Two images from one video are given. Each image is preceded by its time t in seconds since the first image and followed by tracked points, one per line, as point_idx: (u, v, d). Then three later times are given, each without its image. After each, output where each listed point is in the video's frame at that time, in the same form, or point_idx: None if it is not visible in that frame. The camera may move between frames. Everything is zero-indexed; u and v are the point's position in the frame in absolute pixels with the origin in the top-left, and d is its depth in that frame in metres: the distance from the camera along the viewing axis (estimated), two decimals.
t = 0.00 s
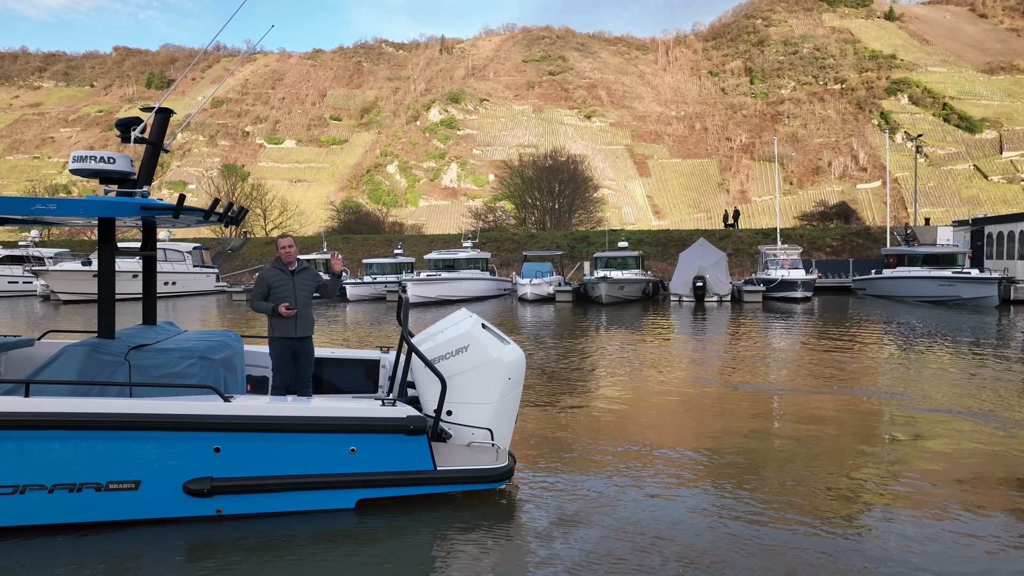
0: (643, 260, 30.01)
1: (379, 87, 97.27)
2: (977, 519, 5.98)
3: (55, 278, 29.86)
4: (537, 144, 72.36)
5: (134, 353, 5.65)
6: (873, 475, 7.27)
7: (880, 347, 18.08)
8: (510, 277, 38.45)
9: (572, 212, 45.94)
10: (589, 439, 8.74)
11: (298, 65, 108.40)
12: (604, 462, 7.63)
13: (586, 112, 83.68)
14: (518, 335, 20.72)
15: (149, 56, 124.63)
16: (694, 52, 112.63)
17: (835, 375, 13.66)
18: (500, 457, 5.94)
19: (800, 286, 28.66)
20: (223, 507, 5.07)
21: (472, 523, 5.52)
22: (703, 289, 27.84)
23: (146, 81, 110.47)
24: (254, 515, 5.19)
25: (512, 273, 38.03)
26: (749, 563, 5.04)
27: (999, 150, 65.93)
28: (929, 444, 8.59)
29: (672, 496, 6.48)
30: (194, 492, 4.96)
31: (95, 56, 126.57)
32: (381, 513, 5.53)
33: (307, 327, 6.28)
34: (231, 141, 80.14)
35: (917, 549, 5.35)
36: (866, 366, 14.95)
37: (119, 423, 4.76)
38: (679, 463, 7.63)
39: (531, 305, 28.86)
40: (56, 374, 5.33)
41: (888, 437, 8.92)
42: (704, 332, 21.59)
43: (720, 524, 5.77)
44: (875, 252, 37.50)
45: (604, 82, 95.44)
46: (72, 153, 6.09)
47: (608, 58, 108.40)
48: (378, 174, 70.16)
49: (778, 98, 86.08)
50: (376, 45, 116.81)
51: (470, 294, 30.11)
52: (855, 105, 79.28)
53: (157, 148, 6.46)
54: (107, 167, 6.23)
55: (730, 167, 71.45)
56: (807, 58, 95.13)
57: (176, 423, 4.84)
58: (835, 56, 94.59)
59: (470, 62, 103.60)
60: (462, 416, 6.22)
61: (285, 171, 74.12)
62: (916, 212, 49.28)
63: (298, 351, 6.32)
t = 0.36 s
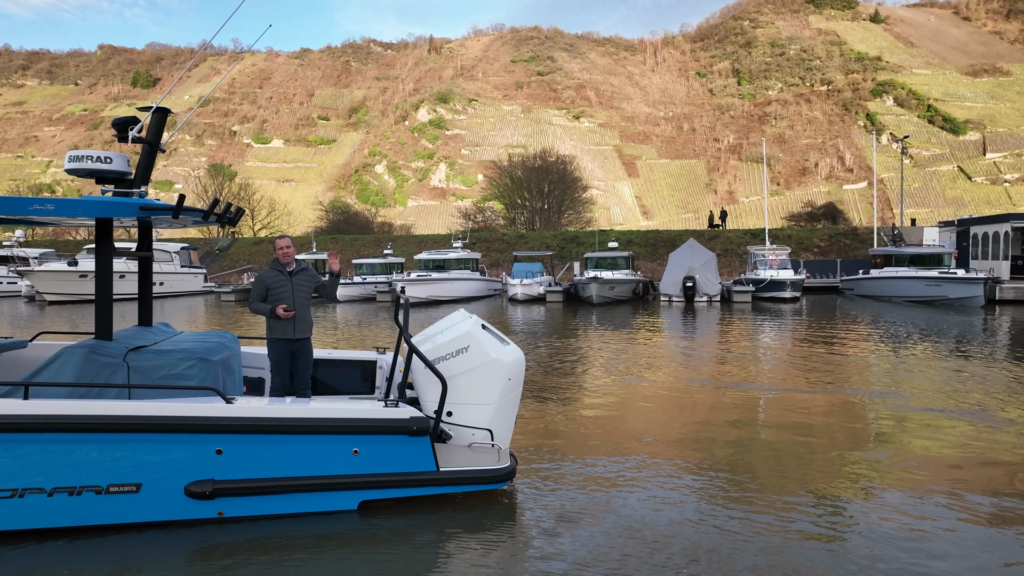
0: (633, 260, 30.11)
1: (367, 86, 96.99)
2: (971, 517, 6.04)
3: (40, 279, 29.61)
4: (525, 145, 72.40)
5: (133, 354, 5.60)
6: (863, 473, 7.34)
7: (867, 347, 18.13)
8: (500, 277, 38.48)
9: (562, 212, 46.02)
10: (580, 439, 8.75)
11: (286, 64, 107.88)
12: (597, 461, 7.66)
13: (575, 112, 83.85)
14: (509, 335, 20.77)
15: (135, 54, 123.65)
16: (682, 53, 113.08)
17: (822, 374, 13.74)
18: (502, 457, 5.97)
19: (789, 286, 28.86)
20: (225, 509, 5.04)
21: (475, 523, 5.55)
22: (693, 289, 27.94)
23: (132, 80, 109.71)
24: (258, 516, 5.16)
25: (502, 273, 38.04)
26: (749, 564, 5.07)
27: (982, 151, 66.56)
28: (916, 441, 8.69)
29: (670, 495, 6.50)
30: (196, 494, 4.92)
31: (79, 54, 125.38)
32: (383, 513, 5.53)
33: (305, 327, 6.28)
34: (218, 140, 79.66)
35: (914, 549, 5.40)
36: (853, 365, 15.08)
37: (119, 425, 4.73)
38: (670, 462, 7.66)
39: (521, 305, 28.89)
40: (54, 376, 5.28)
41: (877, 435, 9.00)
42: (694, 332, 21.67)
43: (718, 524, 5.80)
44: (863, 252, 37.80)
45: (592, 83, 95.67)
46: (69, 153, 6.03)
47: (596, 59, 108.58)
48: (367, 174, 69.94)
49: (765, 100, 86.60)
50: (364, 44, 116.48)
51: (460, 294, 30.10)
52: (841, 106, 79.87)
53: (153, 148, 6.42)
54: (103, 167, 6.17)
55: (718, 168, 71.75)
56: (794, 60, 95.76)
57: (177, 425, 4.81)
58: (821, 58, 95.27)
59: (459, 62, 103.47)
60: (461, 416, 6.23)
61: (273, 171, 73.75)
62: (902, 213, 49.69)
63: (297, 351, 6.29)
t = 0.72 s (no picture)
0: (624, 260, 30.19)
1: (357, 86, 96.71)
2: (966, 516, 6.09)
3: (27, 280, 29.38)
4: (515, 145, 72.43)
5: (133, 355, 5.54)
6: (856, 472, 7.38)
7: (855, 346, 18.18)
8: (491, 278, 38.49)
9: (552, 212, 46.07)
10: (573, 439, 8.74)
11: (274, 64, 107.41)
12: (591, 460, 7.67)
13: (564, 112, 83.94)
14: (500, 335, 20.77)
15: (122, 53, 122.76)
16: (671, 54, 113.41)
17: (810, 373, 13.81)
18: (503, 458, 5.96)
19: (779, 286, 29.00)
20: (228, 511, 5.02)
21: (478, 523, 5.56)
22: (683, 289, 28.06)
23: (119, 79, 108.88)
24: (259, 519, 5.13)
25: (493, 274, 38.06)
26: (749, 563, 5.09)
27: (968, 152, 67.14)
28: (906, 440, 8.75)
29: (668, 495, 6.53)
30: (199, 497, 4.89)
31: (64, 52, 124.34)
32: (385, 515, 5.52)
33: (306, 329, 6.22)
34: (206, 140, 79.18)
35: (911, 548, 5.42)
36: (841, 364, 15.15)
37: (119, 428, 4.68)
38: (664, 461, 7.68)
39: (513, 305, 28.86)
40: (54, 377, 5.23)
41: (867, 433, 9.07)
42: (685, 332, 21.75)
43: (718, 523, 5.82)
44: (851, 253, 38.05)
45: (582, 83, 95.83)
46: (66, 151, 5.96)
47: (586, 60, 108.74)
48: (356, 174, 69.73)
49: (754, 101, 87.05)
50: (354, 44, 116.14)
51: (451, 294, 30.06)
52: (829, 107, 80.35)
53: (152, 147, 6.36)
54: (101, 167, 6.12)
55: (706, 168, 72.04)
56: (782, 61, 96.31)
57: (179, 427, 4.77)
58: (809, 59, 95.81)
59: (449, 62, 103.35)
60: (462, 417, 6.22)
61: (261, 170, 73.41)
62: (890, 214, 50.11)
63: (297, 352, 6.24)
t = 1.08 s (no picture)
0: (615, 260, 30.24)
1: (346, 85, 96.40)
2: (959, 514, 6.15)
3: (13, 280, 29.09)
4: (504, 145, 72.41)
5: (134, 357, 5.49)
6: (848, 470, 7.44)
7: (843, 346, 18.20)
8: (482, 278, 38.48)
9: (542, 213, 46.10)
10: (564, 439, 8.72)
11: (262, 62, 106.84)
12: (583, 460, 7.69)
13: (553, 112, 84.00)
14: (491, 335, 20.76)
15: (107, 51, 121.71)
16: (660, 54, 113.77)
17: (798, 372, 13.85)
18: (507, 457, 5.96)
19: (769, 286, 29.15)
20: (233, 513, 5.00)
21: (482, 524, 5.55)
22: (674, 289, 28.17)
23: (104, 77, 108.03)
24: (262, 521, 5.10)
25: (484, 274, 38.06)
26: (752, 562, 5.11)
27: (953, 154, 67.76)
28: (891, 438, 8.87)
29: (666, 494, 6.55)
30: (204, 499, 4.88)
31: (49, 50, 123.11)
32: (390, 516, 5.51)
33: (308, 330, 6.19)
34: (193, 139, 78.62)
35: (910, 546, 5.47)
36: (830, 364, 15.23)
37: (123, 430, 4.65)
38: (656, 460, 7.70)
39: (504, 305, 28.83)
40: (55, 380, 5.17)
41: (854, 431, 9.16)
42: (676, 332, 21.79)
43: (718, 524, 5.84)
44: (839, 253, 38.33)
45: (571, 83, 95.97)
46: (65, 151, 5.90)
47: (575, 60, 108.89)
48: (345, 173, 69.50)
49: (742, 101, 87.53)
50: (342, 43, 115.71)
51: (442, 295, 30.03)
52: (816, 108, 80.88)
53: (152, 148, 6.31)
54: (100, 167, 6.05)
55: (695, 169, 72.32)
56: (770, 62, 96.85)
57: (184, 430, 4.75)
58: (796, 60, 96.39)
59: (438, 62, 103.20)
60: (465, 418, 6.21)
61: (249, 170, 73.00)
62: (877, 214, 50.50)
63: (298, 354, 6.20)
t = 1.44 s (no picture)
0: (607, 260, 30.33)
1: (335, 85, 96.08)
2: (954, 509, 6.20)
3: None
4: (494, 145, 72.40)
5: (137, 358, 5.44)
6: (840, 467, 7.49)
7: (833, 346, 18.19)
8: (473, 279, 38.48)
9: (532, 213, 46.14)
10: (556, 439, 8.67)
11: (250, 61, 106.27)
12: (581, 459, 7.70)
13: (543, 113, 84.09)
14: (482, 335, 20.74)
15: (93, 50, 120.71)
16: (649, 55, 114.15)
17: (787, 371, 13.87)
18: (512, 456, 5.97)
19: (759, 286, 29.33)
20: (239, 515, 4.98)
21: (487, 525, 5.56)
22: (666, 289, 28.30)
23: (90, 75, 107.21)
24: (270, 522, 5.08)
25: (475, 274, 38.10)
26: (759, 558, 5.15)
27: (938, 155, 68.37)
28: (882, 434, 8.93)
29: (665, 492, 6.57)
30: (211, 501, 4.84)
31: (33, 48, 121.87)
32: (398, 517, 5.51)
33: (312, 330, 6.17)
34: (181, 138, 78.12)
35: (908, 543, 5.50)
36: (818, 363, 15.27)
37: (127, 431, 4.61)
38: (649, 459, 7.70)
39: (497, 306, 28.85)
40: (59, 381, 5.12)
41: (845, 429, 9.22)
42: (668, 332, 21.82)
43: (719, 521, 5.85)
44: (828, 253, 38.60)
45: (560, 84, 96.10)
46: (64, 151, 5.82)
47: (564, 61, 109.06)
48: (334, 173, 69.29)
49: (730, 102, 87.98)
50: (331, 43, 115.30)
51: (434, 295, 30.01)
52: (804, 109, 81.38)
53: (152, 147, 6.25)
54: (101, 166, 5.99)
55: (684, 169, 72.60)
56: (759, 63, 97.38)
57: (189, 431, 4.71)
58: (784, 62, 96.96)
59: (427, 62, 103.08)
60: (468, 418, 6.20)
61: (237, 169, 72.61)
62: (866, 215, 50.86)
63: (302, 354, 6.18)
